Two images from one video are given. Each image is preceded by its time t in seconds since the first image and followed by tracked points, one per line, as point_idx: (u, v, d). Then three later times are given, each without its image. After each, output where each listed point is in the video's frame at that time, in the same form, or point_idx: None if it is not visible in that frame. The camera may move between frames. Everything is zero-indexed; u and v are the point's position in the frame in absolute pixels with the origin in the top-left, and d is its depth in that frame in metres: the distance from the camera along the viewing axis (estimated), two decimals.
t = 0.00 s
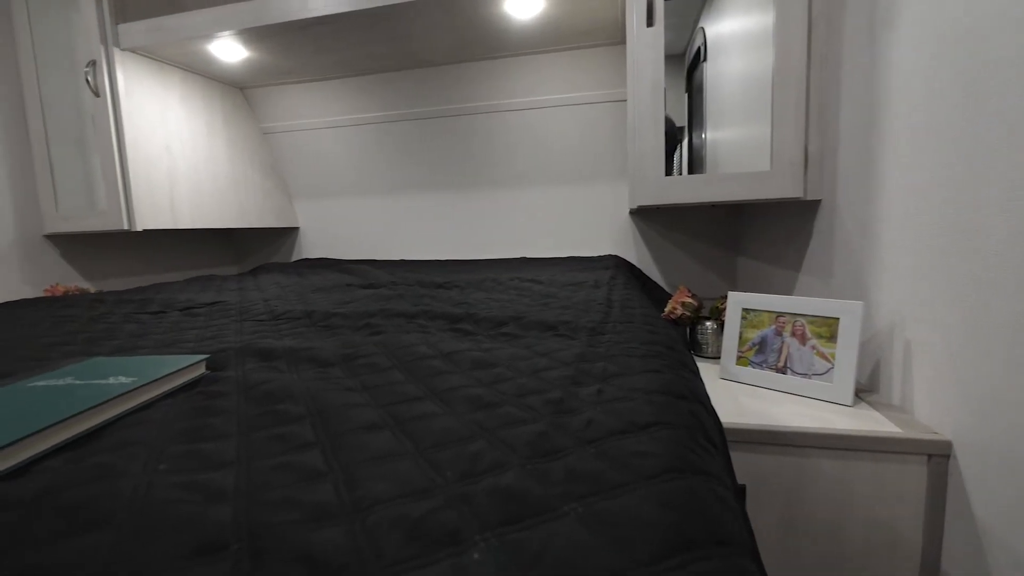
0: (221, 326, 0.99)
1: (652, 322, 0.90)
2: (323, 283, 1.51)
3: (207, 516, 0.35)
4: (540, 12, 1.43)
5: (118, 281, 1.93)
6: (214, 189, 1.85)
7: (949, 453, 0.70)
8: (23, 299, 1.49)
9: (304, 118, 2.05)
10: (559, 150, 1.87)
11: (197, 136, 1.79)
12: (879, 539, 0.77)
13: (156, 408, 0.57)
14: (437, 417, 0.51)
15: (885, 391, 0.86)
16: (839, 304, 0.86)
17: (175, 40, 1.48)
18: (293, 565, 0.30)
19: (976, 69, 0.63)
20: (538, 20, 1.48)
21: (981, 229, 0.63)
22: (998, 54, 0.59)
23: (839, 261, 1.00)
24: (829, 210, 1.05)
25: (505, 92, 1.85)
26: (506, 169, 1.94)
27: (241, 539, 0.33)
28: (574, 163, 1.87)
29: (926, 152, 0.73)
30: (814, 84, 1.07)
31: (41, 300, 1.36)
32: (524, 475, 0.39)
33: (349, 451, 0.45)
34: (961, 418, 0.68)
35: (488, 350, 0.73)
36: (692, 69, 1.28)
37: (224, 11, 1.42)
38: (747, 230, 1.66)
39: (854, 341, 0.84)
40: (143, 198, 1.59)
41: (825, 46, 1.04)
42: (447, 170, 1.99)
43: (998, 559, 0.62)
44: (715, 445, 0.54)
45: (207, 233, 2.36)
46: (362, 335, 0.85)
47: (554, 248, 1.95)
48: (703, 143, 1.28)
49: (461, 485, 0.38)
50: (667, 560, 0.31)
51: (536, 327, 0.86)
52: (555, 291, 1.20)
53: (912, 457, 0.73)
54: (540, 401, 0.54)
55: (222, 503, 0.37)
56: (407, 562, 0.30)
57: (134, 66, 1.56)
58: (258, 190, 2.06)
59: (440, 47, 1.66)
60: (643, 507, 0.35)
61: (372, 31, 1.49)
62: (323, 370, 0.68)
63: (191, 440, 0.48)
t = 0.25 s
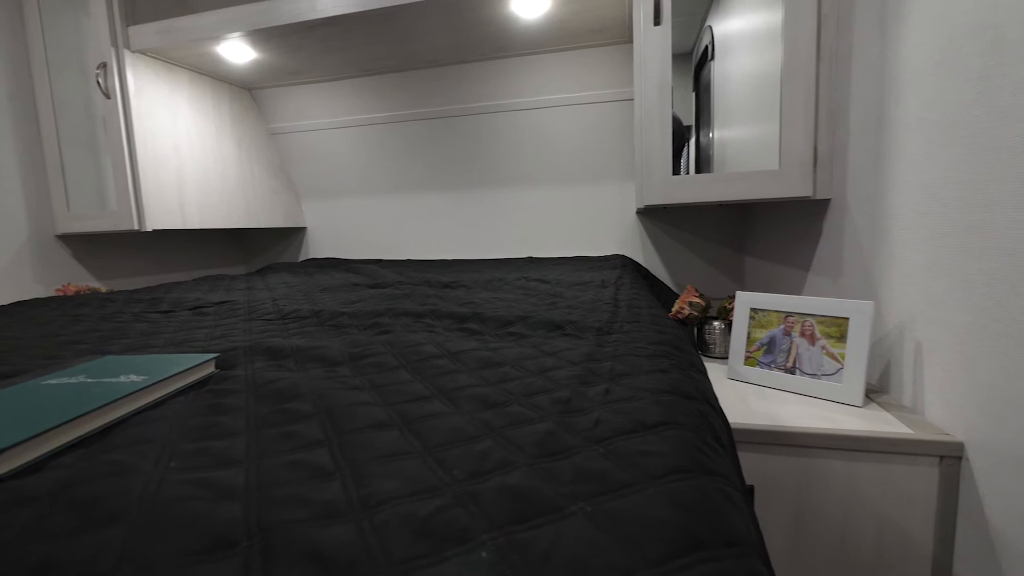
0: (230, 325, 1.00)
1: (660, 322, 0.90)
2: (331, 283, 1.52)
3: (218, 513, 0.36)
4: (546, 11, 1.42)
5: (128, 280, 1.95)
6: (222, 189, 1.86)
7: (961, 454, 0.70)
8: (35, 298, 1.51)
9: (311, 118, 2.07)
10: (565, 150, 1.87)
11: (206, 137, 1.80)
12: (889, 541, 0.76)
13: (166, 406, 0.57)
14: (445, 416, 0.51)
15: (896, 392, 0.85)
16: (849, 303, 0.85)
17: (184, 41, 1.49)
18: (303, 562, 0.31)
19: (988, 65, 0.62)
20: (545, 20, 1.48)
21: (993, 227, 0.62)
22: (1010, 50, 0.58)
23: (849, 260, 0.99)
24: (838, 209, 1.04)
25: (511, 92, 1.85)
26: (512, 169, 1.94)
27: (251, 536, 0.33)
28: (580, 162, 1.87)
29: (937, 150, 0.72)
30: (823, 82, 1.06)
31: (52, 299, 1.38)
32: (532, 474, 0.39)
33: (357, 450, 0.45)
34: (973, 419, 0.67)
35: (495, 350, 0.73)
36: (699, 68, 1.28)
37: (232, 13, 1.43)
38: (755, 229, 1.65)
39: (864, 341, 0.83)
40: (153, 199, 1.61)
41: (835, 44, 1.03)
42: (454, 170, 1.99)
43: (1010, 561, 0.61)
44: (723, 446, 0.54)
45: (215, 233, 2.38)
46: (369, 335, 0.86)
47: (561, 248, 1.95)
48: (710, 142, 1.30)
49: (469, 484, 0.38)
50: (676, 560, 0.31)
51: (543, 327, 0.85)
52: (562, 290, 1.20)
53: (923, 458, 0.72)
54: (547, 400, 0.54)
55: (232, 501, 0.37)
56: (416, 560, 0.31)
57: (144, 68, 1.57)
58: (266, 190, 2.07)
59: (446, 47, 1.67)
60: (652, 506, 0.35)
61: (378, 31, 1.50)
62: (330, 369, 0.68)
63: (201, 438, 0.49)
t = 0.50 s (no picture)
0: (239, 324, 1.01)
1: (667, 322, 0.89)
2: (338, 283, 1.53)
3: (228, 510, 0.36)
4: (553, 11, 1.42)
5: (138, 280, 1.97)
6: (231, 190, 1.88)
7: (974, 455, 0.69)
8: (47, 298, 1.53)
9: (319, 119, 2.08)
10: (572, 149, 1.86)
11: (215, 138, 1.82)
12: (901, 544, 0.75)
13: (176, 405, 0.58)
14: (453, 415, 0.51)
15: (907, 392, 0.84)
16: (859, 303, 0.85)
17: (193, 43, 1.50)
18: (313, 559, 0.31)
19: (1000, 62, 0.61)
20: (551, 19, 1.48)
21: (1007, 225, 0.61)
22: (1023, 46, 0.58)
23: (859, 259, 0.98)
24: (848, 208, 1.03)
25: (518, 92, 1.85)
26: (518, 169, 1.94)
27: (262, 533, 0.33)
28: (587, 162, 1.86)
29: (949, 147, 0.71)
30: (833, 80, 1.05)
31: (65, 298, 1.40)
32: (540, 473, 0.39)
33: (366, 449, 0.45)
34: (986, 420, 0.66)
35: (503, 349, 0.73)
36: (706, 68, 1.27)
37: (241, 15, 1.44)
38: (763, 228, 1.64)
39: (874, 341, 0.82)
40: (163, 199, 1.62)
41: (844, 40, 1.02)
42: (461, 170, 2.00)
43: None
44: (732, 446, 0.54)
45: (224, 233, 2.40)
46: (377, 334, 0.86)
47: (567, 247, 1.95)
48: (718, 141, 1.28)
49: (477, 483, 0.38)
50: (686, 559, 0.31)
51: (550, 326, 0.85)
52: (569, 290, 1.20)
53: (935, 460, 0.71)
54: (555, 400, 0.54)
55: (242, 498, 0.38)
56: (425, 558, 0.31)
57: (154, 70, 1.59)
58: (274, 190, 2.09)
59: (453, 48, 1.67)
60: (661, 506, 0.35)
61: (385, 32, 1.50)
62: (338, 369, 0.69)
63: (211, 436, 0.49)
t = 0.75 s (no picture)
0: (247, 323, 1.01)
1: (675, 321, 0.89)
2: (346, 282, 1.53)
3: (239, 507, 0.36)
4: (559, 11, 1.42)
5: (149, 280, 1.99)
6: (239, 190, 1.89)
7: (988, 457, 0.68)
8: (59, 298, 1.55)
9: (326, 120, 2.09)
10: (578, 149, 1.86)
11: (223, 139, 1.83)
12: (912, 546, 0.74)
13: (187, 403, 0.58)
14: (461, 414, 0.51)
15: (919, 393, 0.84)
16: (870, 303, 0.84)
17: (202, 45, 1.51)
18: (324, 557, 0.31)
19: (1013, 59, 0.61)
20: (558, 19, 1.47)
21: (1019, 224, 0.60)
22: None
23: (869, 259, 0.98)
24: (858, 206, 1.02)
25: (524, 91, 1.85)
26: (525, 169, 1.94)
27: (273, 530, 0.34)
28: (594, 161, 1.86)
29: (962, 145, 0.70)
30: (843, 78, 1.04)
31: (77, 298, 1.41)
32: (549, 472, 0.39)
33: (375, 447, 0.45)
34: (1000, 421, 0.66)
35: (510, 349, 0.73)
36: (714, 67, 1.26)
37: (249, 16, 1.45)
38: (772, 228, 1.63)
39: (885, 342, 0.81)
40: (173, 200, 1.64)
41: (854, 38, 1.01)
42: (467, 170, 2.00)
43: None
44: (742, 447, 0.53)
45: (233, 233, 2.42)
46: (385, 333, 0.86)
47: (574, 247, 1.95)
48: (726, 141, 1.27)
49: (487, 482, 0.38)
50: (697, 560, 0.31)
51: (558, 326, 0.85)
52: (576, 290, 1.20)
53: (947, 462, 0.71)
54: (563, 399, 0.54)
55: (254, 496, 0.38)
56: (435, 556, 0.31)
57: (164, 72, 1.61)
58: (282, 190, 2.10)
59: (460, 48, 1.67)
60: (672, 506, 0.35)
61: (392, 32, 1.50)
62: (347, 368, 0.69)
63: (221, 434, 0.49)
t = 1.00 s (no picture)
0: (257, 323, 1.02)
1: (683, 321, 0.89)
2: (353, 282, 1.54)
3: (251, 504, 0.36)
4: (566, 10, 1.42)
5: (158, 280, 2.01)
6: (247, 191, 1.90)
7: (1001, 459, 0.67)
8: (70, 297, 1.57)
9: (333, 120, 2.10)
10: (585, 148, 1.86)
11: (232, 140, 1.84)
12: (925, 548, 0.73)
13: (198, 401, 0.59)
14: (470, 414, 0.51)
15: (931, 394, 0.83)
16: (881, 303, 0.83)
17: (211, 46, 1.52)
18: (336, 554, 0.31)
19: None
20: (564, 18, 1.47)
21: None
22: None
23: (880, 258, 0.97)
24: (869, 205, 1.01)
25: (531, 91, 1.85)
26: (532, 168, 1.93)
27: (285, 527, 0.34)
28: (601, 161, 1.86)
29: (975, 143, 0.69)
30: (854, 76, 1.03)
31: (88, 298, 1.43)
32: (559, 471, 0.39)
33: (385, 445, 0.45)
34: (1014, 422, 0.65)
35: (518, 348, 0.73)
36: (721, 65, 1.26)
37: (258, 17, 1.46)
38: (780, 227, 1.61)
39: (896, 342, 0.81)
40: (182, 200, 1.65)
41: (864, 35, 1.01)
42: (474, 170, 2.00)
43: None
44: (752, 447, 0.53)
45: (241, 233, 2.44)
46: (393, 333, 0.86)
47: (581, 247, 1.95)
48: (733, 140, 1.27)
49: (497, 481, 0.38)
50: (709, 560, 0.31)
51: (566, 326, 0.85)
52: (583, 289, 1.20)
53: (960, 463, 0.70)
54: (572, 398, 0.54)
55: (266, 493, 0.38)
56: (446, 554, 0.31)
57: (173, 73, 1.62)
58: (290, 190, 2.11)
59: (467, 47, 1.67)
60: (683, 505, 0.35)
61: (399, 32, 1.51)
62: (355, 367, 0.69)
63: (233, 432, 0.50)
